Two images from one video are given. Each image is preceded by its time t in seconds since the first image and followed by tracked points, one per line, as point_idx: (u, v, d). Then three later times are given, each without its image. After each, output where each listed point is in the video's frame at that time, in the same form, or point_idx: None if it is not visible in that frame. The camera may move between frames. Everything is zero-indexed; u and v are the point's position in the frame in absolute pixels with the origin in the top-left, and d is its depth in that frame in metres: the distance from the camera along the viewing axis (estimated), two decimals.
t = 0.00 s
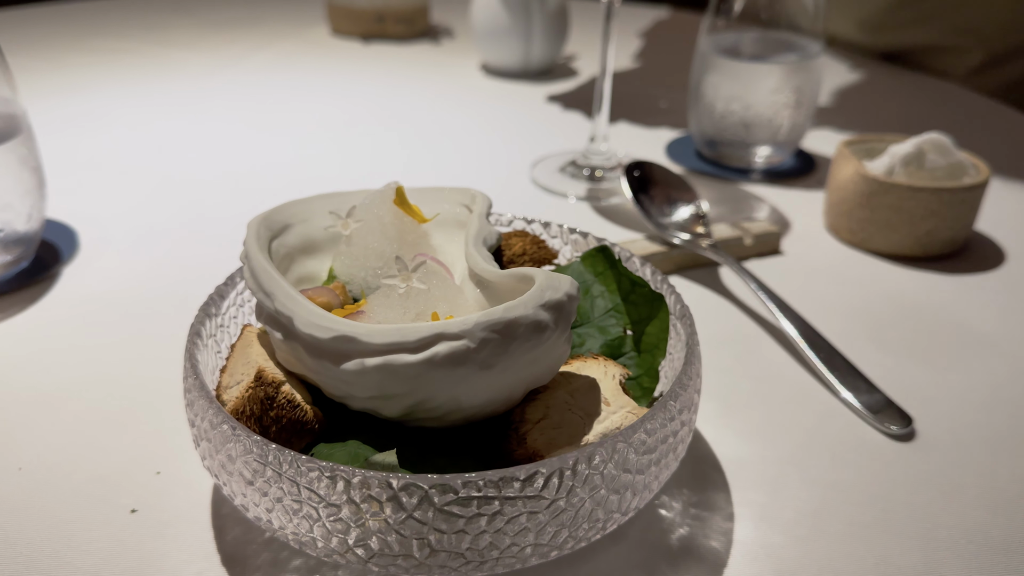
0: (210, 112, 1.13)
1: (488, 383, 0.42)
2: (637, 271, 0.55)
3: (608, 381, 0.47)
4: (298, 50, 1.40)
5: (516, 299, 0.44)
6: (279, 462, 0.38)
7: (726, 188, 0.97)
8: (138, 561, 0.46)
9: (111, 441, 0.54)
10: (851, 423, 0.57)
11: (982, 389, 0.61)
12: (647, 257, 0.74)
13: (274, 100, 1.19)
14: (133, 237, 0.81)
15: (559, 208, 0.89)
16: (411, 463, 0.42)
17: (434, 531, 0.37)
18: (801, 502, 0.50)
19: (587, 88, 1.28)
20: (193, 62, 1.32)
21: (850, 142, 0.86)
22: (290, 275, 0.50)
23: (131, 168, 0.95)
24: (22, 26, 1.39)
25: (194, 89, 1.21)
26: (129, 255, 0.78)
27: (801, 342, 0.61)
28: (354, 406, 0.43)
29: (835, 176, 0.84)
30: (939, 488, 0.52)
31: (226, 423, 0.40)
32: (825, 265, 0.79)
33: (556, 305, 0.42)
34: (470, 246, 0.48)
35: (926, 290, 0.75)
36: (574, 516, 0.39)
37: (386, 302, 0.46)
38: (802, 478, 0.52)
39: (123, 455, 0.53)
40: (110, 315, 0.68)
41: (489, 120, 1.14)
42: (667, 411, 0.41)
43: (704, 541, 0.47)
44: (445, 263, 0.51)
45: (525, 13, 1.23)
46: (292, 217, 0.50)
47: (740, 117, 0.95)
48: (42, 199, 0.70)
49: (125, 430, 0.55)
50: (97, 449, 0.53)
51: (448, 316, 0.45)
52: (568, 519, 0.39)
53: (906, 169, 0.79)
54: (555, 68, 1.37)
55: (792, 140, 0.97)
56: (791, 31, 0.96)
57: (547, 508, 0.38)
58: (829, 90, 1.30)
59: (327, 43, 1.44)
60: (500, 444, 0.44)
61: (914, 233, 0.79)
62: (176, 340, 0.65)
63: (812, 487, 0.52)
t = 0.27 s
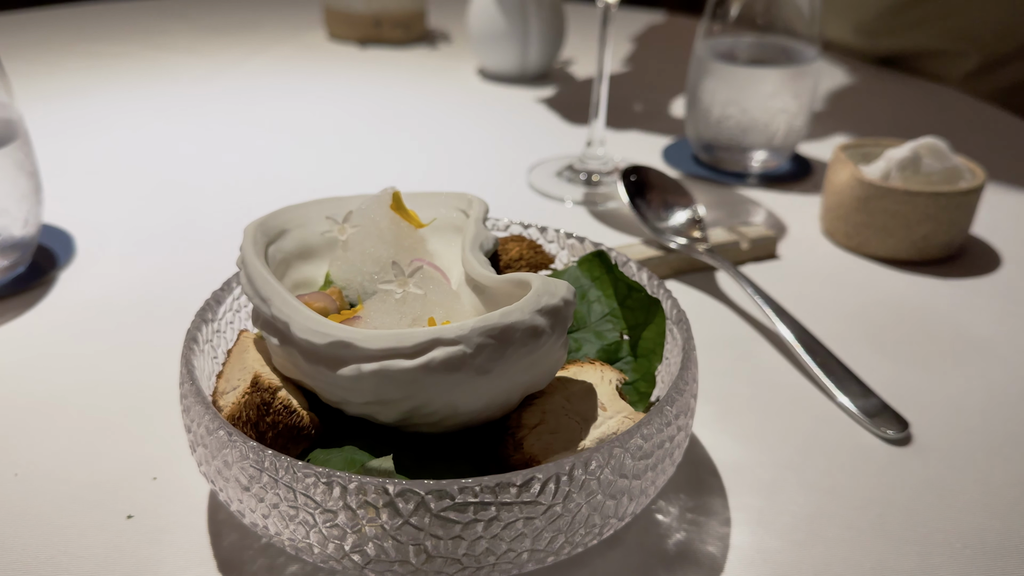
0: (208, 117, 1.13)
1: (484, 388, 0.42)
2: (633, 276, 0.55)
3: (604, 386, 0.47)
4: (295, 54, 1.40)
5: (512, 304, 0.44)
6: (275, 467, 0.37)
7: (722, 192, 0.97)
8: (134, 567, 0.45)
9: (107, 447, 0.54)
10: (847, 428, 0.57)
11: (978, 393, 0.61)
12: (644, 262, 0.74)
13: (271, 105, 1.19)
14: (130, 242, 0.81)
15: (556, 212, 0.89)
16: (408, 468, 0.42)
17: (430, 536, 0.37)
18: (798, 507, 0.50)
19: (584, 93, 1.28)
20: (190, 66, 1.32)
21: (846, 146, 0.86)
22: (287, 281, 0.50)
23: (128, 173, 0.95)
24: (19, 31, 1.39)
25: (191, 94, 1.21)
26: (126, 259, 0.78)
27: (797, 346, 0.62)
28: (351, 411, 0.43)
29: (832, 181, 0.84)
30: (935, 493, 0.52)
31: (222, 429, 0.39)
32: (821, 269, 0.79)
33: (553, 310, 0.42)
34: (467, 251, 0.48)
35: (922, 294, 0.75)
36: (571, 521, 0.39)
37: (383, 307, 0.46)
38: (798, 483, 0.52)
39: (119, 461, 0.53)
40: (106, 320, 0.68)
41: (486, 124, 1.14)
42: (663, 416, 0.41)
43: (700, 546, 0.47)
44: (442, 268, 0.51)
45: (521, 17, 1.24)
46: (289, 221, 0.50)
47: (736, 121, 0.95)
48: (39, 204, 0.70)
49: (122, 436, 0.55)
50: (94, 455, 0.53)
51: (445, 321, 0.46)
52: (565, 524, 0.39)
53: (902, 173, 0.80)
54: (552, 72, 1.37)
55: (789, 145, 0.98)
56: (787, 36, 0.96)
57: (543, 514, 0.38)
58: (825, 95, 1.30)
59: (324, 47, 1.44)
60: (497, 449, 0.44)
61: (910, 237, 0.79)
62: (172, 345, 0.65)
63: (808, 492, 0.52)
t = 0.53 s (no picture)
0: (204, 121, 1.13)
1: (482, 393, 0.42)
2: (630, 280, 0.55)
3: (602, 391, 0.47)
4: (292, 59, 1.41)
5: (510, 308, 0.44)
6: (272, 472, 0.37)
7: (719, 197, 0.97)
8: (130, 573, 0.45)
9: (103, 452, 0.54)
10: (844, 432, 0.58)
11: (975, 397, 0.62)
12: (640, 266, 0.75)
13: (268, 110, 1.19)
14: (127, 247, 0.81)
15: (553, 217, 0.89)
16: (405, 473, 0.42)
17: (427, 541, 0.37)
18: (795, 511, 0.50)
19: (580, 98, 1.29)
20: (187, 71, 1.32)
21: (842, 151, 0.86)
22: (284, 285, 0.50)
23: (125, 178, 0.95)
24: (15, 36, 1.39)
25: (188, 98, 1.21)
26: (122, 264, 0.77)
27: (794, 350, 0.62)
28: (348, 416, 0.43)
29: (828, 186, 0.84)
30: (932, 497, 0.52)
31: (218, 433, 0.39)
32: (818, 273, 0.80)
33: (550, 314, 0.42)
34: (464, 256, 0.48)
35: (918, 298, 0.76)
36: (568, 526, 0.39)
37: (380, 312, 0.46)
38: (795, 487, 0.52)
39: (116, 466, 0.53)
40: (102, 324, 0.68)
41: (482, 129, 1.14)
42: (660, 420, 0.41)
43: (698, 550, 0.47)
44: (439, 272, 0.51)
45: (518, 23, 1.24)
46: (286, 226, 0.50)
47: (733, 126, 0.96)
48: (35, 209, 0.70)
49: (118, 441, 0.55)
50: (90, 460, 0.53)
51: (442, 325, 0.46)
52: (562, 529, 0.39)
53: (898, 178, 0.80)
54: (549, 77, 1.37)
55: (785, 149, 0.98)
56: (783, 41, 0.97)
57: (541, 518, 0.38)
58: (821, 100, 1.30)
59: (320, 52, 1.44)
60: (494, 454, 0.44)
61: (907, 241, 0.79)
62: (169, 350, 0.65)
63: (805, 496, 0.52)
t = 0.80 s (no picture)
0: (199, 125, 1.13)
1: (474, 399, 0.41)
2: (624, 285, 0.54)
3: (595, 396, 0.46)
4: (288, 63, 1.40)
5: (502, 313, 0.43)
6: (261, 479, 0.37)
7: (714, 201, 0.97)
8: None
9: (93, 458, 0.53)
10: (839, 438, 0.57)
11: (971, 403, 0.61)
12: (635, 271, 0.74)
13: (262, 114, 1.18)
14: (119, 251, 0.80)
15: (548, 221, 0.88)
16: (396, 480, 0.42)
17: (418, 549, 0.37)
18: (790, 518, 0.50)
19: (576, 102, 1.28)
20: (181, 75, 1.32)
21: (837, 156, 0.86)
22: (275, 290, 0.49)
23: (118, 182, 0.95)
24: (10, 39, 1.39)
25: (182, 102, 1.21)
26: (115, 269, 0.77)
27: (789, 356, 0.61)
28: (339, 422, 0.42)
29: (823, 191, 0.84)
30: (927, 503, 0.52)
31: (208, 440, 0.39)
32: (813, 278, 0.79)
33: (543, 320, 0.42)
34: (456, 261, 0.48)
35: (914, 303, 0.75)
36: (561, 534, 0.39)
37: (372, 317, 0.46)
38: (790, 493, 0.52)
39: (106, 472, 0.52)
40: (94, 329, 0.68)
41: (478, 133, 1.14)
42: (654, 426, 0.41)
43: (692, 558, 0.47)
44: (432, 277, 0.51)
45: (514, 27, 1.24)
46: (277, 230, 0.50)
47: (728, 131, 0.96)
48: (26, 213, 0.70)
49: (108, 447, 0.54)
50: (80, 466, 0.53)
51: (435, 331, 0.45)
52: (555, 536, 0.39)
53: (894, 182, 0.80)
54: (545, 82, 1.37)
55: (780, 154, 0.98)
56: (779, 45, 0.96)
57: (533, 526, 0.37)
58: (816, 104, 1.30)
59: (315, 56, 1.44)
60: (487, 460, 0.43)
61: (903, 246, 0.79)
62: (161, 355, 0.64)
63: (801, 503, 0.51)
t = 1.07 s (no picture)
0: (195, 128, 1.13)
1: (470, 400, 0.41)
2: (621, 286, 0.54)
3: (592, 397, 0.46)
4: (285, 66, 1.40)
5: (499, 314, 0.43)
6: (257, 480, 0.37)
7: (711, 204, 0.97)
8: None
9: (89, 459, 0.53)
10: (837, 440, 0.57)
11: (967, 404, 0.61)
12: (632, 273, 0.74)
13: (259, 116, 1.18)
14: (116, 253, 0.80)
15: (545, 223, 0.88)
16: (392, 481, 0.42)
17: (415, 550, 0.37)
18: (787, 519, 0.50)
19: (573, 105, 1.29)
20: (178, 78, 1.32)
21: (834, 158, 0.86)
22: (271, 291, 0.49)
23: (115, 184, 0.95)
24: (6, 42, 1.38)
25: (179, 105, 1.21)
26: (111, 270, 0.77)
27: (786, 357, 0.61)
28: (335, 423, 0.42)
29: (820, 193, 0.84)
30: (925, 505, 0.52)
31: (203, 441, 0.39)
32: (810, 280, 0.79)
33: (540, 320, 0.42)
34: (453, 261, 0.48)
35: (910, 305, 0.76)
36: (558, 534, 0.39)
37: (368, 318, 0.46)
38: (788, 495, 0.52)
39: (101, 473, 0.52)
40: (90, 330, 0.67)
41: (474, 136, 1.14)
42: (651, 427, 0.41)
43: (689, 559, 0.47)
44: (428, 278, 0.51)
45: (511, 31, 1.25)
46: (273, 231, 0.50)
47: (725, 133, 0.96)
48: (23, 214, 0.69)
49: (103, 448, 0.54)
50: (74, 467, 0.52)
51: (431, 331, 0.45)
52: (551, 537, 0.38)
53: (890, 185, 0.80)
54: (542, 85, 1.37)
55: (777, 157, 0.98)
56: (776, 48, 0.97)
57: (529, 527, 0.37)
58: (813, 107, 1.31)
59: (313, 59, 1.44)
60: (483, 461, 0.43)
61: (899, 249, 0.79)
62: (156, 357, 0.64)
63: (798, 504, 0.51)
